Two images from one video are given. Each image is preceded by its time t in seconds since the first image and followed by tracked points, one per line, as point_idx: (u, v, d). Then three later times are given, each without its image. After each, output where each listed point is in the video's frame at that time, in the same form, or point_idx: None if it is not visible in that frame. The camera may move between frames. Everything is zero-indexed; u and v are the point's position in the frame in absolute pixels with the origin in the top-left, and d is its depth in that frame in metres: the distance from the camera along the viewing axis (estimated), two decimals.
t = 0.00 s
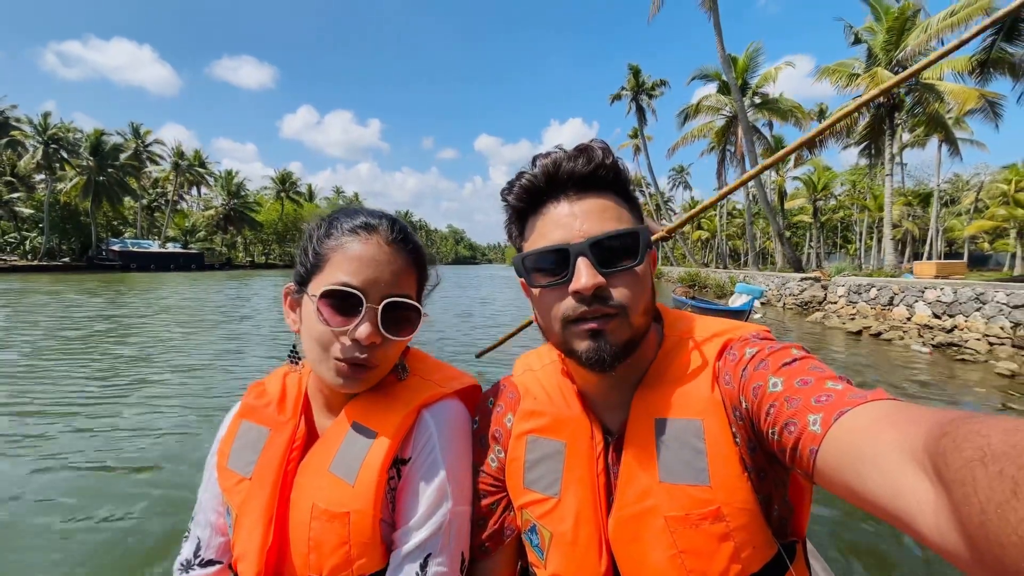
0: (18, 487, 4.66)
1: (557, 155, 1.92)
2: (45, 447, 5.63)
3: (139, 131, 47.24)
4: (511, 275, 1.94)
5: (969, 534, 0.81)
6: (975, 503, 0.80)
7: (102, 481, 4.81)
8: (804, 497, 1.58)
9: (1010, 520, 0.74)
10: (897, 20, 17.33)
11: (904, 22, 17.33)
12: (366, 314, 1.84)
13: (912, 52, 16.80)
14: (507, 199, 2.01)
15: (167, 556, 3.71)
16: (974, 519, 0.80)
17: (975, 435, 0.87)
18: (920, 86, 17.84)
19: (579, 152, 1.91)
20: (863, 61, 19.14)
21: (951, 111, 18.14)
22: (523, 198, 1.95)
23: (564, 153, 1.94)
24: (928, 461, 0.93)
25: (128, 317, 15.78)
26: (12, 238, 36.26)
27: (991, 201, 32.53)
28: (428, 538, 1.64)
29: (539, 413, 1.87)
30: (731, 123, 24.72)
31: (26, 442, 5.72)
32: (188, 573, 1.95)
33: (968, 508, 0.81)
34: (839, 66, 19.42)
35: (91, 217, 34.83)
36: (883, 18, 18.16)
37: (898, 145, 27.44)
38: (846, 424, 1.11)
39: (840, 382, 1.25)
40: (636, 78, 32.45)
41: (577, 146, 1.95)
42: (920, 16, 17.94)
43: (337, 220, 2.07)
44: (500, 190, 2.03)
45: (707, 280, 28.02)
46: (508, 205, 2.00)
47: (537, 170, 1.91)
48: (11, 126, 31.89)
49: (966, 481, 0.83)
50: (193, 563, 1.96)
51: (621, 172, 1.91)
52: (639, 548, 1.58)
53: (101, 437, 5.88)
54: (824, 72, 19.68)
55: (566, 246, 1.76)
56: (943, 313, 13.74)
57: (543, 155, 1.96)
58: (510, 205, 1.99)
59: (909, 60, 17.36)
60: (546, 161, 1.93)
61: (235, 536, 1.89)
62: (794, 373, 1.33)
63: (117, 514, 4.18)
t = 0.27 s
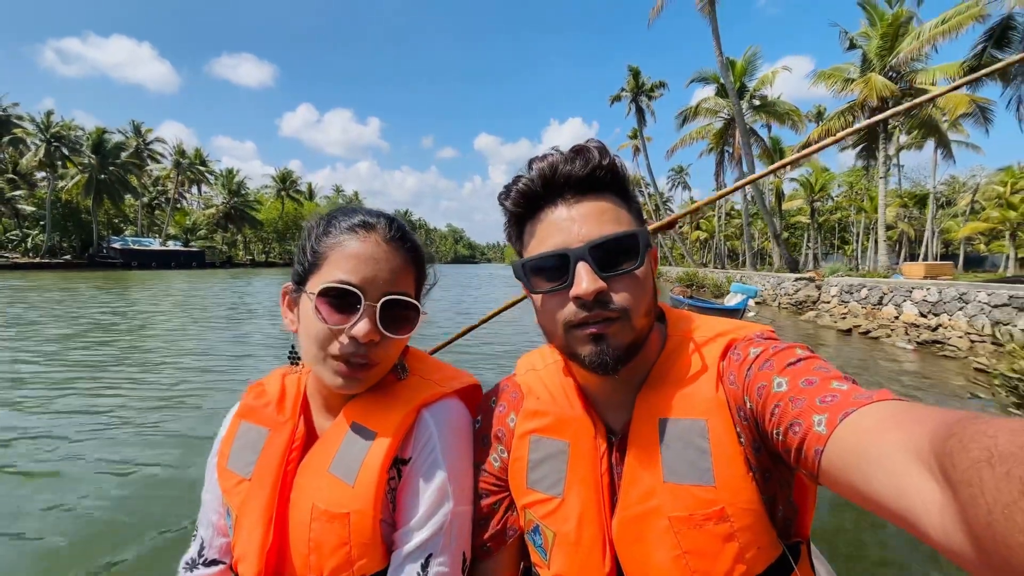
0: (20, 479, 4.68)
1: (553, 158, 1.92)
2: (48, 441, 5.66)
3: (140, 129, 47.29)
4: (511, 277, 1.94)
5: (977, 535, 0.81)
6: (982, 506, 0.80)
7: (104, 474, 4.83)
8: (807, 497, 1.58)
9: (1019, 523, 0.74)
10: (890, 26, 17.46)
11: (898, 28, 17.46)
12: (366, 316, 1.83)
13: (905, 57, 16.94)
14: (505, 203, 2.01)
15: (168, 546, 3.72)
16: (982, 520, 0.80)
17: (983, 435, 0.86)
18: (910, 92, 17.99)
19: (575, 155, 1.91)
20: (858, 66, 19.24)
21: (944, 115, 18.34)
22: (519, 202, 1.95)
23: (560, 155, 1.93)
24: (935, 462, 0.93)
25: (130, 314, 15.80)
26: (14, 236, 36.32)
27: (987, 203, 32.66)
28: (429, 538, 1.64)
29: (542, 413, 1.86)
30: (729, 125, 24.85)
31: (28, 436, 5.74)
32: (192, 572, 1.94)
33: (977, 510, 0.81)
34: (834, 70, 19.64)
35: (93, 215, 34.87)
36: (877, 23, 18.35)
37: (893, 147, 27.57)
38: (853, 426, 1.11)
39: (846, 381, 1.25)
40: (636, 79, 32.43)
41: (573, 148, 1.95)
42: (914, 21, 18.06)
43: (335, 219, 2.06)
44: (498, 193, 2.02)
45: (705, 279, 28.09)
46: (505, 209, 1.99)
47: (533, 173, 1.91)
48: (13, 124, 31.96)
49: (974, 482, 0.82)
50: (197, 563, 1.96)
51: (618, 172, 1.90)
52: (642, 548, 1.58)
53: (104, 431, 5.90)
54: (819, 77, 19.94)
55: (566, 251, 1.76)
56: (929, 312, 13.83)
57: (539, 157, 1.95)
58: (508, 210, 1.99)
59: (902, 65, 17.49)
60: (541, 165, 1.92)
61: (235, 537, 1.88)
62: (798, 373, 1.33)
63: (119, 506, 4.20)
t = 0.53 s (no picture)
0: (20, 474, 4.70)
1: (541, 162, 1.92)
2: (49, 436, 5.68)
3: (141, 127, 47.34)
4: (504, 281, 1.94)
5: (963, 531, 0.82)
6: (969, 501, 0.81)
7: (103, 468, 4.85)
8: (801, 494, 1.59)
9: (1003, 518, 0.75)
10: (885, 32, 17.81)
11: (893, 34, 17.83)
12: (356, 321, 1.83)
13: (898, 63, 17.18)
14: (494, 211, 2.00)
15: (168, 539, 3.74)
16: (968, 516, 0.80)
17: (971, 433, 0.87)
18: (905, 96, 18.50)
19: (564, 157, 1.92)
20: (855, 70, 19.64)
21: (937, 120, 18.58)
22: (509, 208, 1.95)
23: (548, 158, 1.94)
24: (924, 459, 0.93)
25: (131, 311, 15.82)
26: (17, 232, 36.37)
27: (983, 205, 32.84)
28: (422, 535, 1.65)
29: (538, 411, 1.87)
30: (728, 129, 24.99)
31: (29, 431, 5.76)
32: (188, 568, 1.95)
33: (964, 506, 0.81)
34: (831, 74, 19.94)
35: (96, 212, 34.94)
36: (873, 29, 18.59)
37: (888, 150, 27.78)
38: (845, 422, 1.12)
39: (838, 379, 1.26)
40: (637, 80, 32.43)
41: (561, 150, 1.95)
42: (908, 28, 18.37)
43: (328, 222, 2.06)
44: (488, 200, 2.02)
45: (703, 280, 28.17)
46: (496, 216, 1.99)
47: (519, 180, 1.91)
48: (16, 121, 32.05)
49: (959, 478, 0.83)
50: (194, 558, 1.96)
51: (610, 173, 1.89)
52: (636, 546, 1.59)
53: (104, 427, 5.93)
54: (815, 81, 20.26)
55: (558, 257, 1.76)
56: (916, 312, 13.98)
57: (527, 162, 1.95)
58: (498, 217, 1.99)
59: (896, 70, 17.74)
60: (529, 169, 1.92)
61: (228, 536, 1.89)
62: (792, 371, 1.34)
63: (119, 501, 4.22)
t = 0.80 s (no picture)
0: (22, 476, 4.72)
1: (545, 157, 1.92)
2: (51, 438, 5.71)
3: (143, 125, 47.39)
4: (505, 277, 1.94)
5: (962, 528, 0.82)
6: (969, 498, 0.80)
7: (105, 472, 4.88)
8: (800, 492, 1.58)
9: (1004, 515, 0.75)
10: (880, 37, 17.96)
11: (888, 40, 17.93)
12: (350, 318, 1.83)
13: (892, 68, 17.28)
14: (499, 205, 2.00)
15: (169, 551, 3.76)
16: (968, 514, 0.80)
17: (969, 430, 0.87)
18: (900, 100, 18.63)
19: (567, 153, 1.91)
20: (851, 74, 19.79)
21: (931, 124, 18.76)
22: (512, 204, 1.95)
23: (552, 154, 1.93)
24: (923, 456, 0.93)
25: (132, 309, 15.86)
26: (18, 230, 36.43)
27: (980, 206, 32.93)
28: (423, 535, 1.65)
29: (537, 409, 1.87)
30: (727, 130, 25.06)
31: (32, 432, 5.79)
32: (189, 564, 1.95)
33: (963, 503, 0.81)
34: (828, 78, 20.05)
35: (97, 210, 34.99)
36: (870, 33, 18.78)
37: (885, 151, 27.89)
38: (844, 420, 1.12)
39: (837, 377, 1.26)
40: (637, 81, 32.34)
41: (565, 146, 1.94)
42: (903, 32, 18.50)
43: (324, 219, 2.06)
44: (492, 195, 2.02)
45: (701, 279, 28.22)
46: (499, 211, 1.99)
47: (524, 173, 1.90)
48: (18, 119, 32.11)
49: (959, 475, 0.83)
50: (195, 553, 1.97)
51: (611, 170, 1.89)
52: (636, 544, 1.59)
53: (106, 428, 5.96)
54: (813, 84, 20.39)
55: (558, 253, 1.76)
56: (904, 311, 14.45)
57: (530, 157, 1.95)
58: (502, 212, 1.98)
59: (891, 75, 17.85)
60: (533, 164, 1.92)
61: (227, 534, 1.89)
62: (791, 369, 1.34)
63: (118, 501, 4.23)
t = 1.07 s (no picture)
0: (24, 470, 4.73)
1: (554, 155, 1.91)
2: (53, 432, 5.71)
3: (144, 123, 47.44)
4: (513, 276, 1.94)
5: (983, 529, 0.81)
6: (990, 500, 0.80)
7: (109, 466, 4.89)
8: (811, 493, 1.58)
9: None
10: (876, 41, 18.22)
11: (884, 43, 18.28)
12: (350, 312, 1.82)
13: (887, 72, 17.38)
14: (508, 204, 2.00)
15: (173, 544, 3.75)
16: (989, 516, 0.80)
17: (990, 430, 0.85)
18: (895, 103, 18.78)
19: (577, 151, 1.90)
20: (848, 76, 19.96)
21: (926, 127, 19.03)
22: (521, 203, 1.94)
23: (561, 152, 1.92)
24: (942, 457, 0.93)
25: (134, 306, 15.90)
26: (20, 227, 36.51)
27: (977, 207, 33.08)
28: (431, 537, 1.64)
29: (544, 409, 1.87)
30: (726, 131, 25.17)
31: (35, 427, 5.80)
32: (193, 565, 1.95)
33: (983, 505, 0.81)
34: (825, 80, 20.17)
35: (99, 208, 35.07)
36: (865, 37, 18.99)
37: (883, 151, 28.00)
38: (860, 421, 1.11)
39: (850, 376, 1.25)
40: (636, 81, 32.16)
41: (574, 144, 1.94)
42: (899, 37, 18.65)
43: (321, 213, 2.05)
44: (500, 193, 2.02)
45: (700, 277, 28.30)
46: (507, 210, 1.99)
47: (532, 172, 1.90)
48: (20, 117, 32.14)
49: (980, 476, 0.82)
50: (198, 554, 1.96)
51: (620, 168, 1.89)
52: (645, 545, 1.59)
53: (109, 422, 5.97)
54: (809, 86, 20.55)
55: (568, 251, 1.76)
56: (895, 309, 14.93)
57: (539, 155, 1.95)
58: (510, 211, 1.98)
59: (886, 78, 18.04)
60: (541, 162, 1.92)
61: (232, 535, 1.88)
62: (803, 369, 1.33)
63: (121, 498, 4.23)
